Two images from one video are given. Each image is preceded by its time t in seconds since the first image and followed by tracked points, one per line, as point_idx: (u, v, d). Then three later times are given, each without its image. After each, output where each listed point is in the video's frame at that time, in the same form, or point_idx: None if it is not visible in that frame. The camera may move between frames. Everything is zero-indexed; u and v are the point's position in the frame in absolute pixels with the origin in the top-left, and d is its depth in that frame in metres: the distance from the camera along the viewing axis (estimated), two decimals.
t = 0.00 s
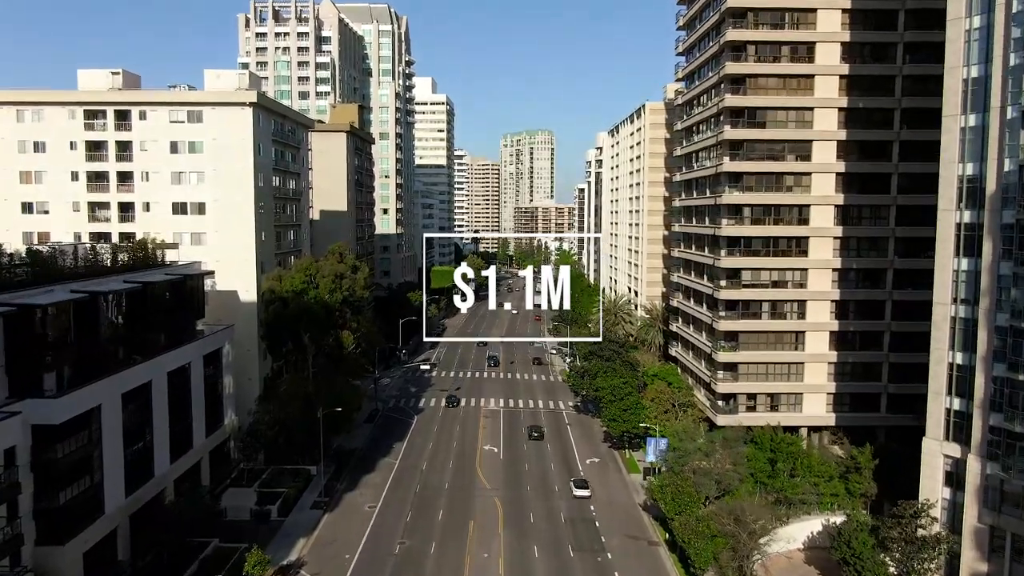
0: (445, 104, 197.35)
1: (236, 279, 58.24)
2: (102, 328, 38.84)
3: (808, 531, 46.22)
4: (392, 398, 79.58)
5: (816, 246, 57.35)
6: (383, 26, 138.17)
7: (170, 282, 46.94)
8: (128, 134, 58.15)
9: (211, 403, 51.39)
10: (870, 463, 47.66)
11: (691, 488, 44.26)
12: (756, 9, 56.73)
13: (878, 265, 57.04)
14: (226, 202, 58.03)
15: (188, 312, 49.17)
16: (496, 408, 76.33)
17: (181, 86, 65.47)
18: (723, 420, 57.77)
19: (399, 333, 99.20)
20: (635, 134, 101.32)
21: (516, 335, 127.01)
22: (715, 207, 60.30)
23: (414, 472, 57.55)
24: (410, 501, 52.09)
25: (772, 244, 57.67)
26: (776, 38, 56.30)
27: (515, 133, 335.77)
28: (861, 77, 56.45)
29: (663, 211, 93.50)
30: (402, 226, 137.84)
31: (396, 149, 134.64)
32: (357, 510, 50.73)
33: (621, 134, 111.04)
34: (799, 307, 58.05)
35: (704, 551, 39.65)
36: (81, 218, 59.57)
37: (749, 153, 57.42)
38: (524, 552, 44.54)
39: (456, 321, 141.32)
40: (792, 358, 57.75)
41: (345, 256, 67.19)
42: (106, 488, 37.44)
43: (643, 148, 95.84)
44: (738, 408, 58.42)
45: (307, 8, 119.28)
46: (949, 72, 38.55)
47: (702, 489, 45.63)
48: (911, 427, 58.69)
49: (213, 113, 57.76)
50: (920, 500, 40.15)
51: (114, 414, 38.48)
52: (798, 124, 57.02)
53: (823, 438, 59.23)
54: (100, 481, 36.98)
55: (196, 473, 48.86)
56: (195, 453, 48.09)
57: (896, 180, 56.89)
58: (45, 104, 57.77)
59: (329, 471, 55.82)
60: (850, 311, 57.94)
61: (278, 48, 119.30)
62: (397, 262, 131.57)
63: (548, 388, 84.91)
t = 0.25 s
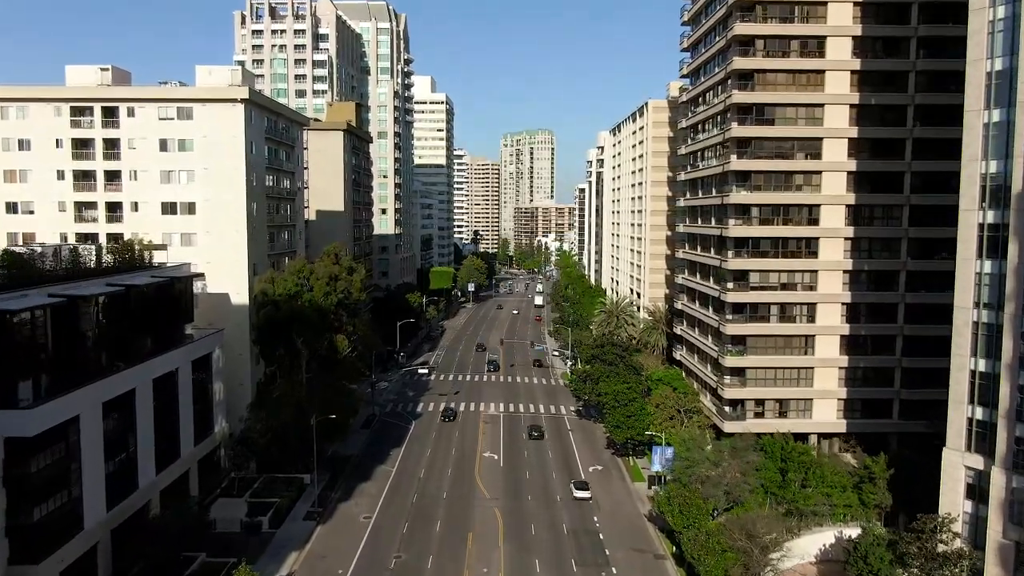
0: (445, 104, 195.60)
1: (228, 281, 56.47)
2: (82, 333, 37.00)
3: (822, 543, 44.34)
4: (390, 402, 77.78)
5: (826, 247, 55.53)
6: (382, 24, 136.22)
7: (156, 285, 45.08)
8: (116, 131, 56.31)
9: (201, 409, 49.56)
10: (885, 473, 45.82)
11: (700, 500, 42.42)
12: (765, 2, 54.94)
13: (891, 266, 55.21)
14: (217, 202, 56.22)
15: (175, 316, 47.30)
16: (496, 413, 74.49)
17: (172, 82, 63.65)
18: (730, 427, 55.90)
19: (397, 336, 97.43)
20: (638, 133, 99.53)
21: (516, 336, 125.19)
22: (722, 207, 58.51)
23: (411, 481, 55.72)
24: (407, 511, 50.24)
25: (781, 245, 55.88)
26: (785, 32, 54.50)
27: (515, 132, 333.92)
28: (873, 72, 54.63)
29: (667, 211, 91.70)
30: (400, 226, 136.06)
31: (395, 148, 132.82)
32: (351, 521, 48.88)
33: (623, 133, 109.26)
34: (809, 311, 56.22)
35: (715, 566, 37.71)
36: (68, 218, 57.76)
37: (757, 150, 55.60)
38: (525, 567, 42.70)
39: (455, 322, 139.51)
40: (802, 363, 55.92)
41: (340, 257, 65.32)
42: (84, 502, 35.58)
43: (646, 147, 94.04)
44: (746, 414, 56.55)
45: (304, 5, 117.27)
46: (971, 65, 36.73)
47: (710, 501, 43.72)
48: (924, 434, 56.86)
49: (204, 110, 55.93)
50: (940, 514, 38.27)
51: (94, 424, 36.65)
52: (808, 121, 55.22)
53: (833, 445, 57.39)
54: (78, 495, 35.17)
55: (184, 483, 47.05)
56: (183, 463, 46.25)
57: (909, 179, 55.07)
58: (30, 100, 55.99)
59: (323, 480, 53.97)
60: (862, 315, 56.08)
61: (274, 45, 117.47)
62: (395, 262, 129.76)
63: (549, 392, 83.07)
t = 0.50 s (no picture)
0: (444, 102, 194.08)
1: (219, 283, 54.64)
2: (60, 339, 35.16)
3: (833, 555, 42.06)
4: (387, 406, 75.98)
5: (837, 247, 53.68)
6: (380, 21, 134.36)
7: (142, 288, 43.20)
8: (103, 128, 54.45)
9: (190, 416, 47.69)
10: (901, 483, 43.89)
11: (709, 512, 40.54)
12: None
13: (904, 268, 53.38)
14: (208, 201, 54.38)
15: (162, 319, 45.43)
16: (496, 417, 72.63)
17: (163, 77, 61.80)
18: (738, 434, 54.05)
19: (395, 337, 95.64)
20: (640, 131, 97.69)
21: (516, 338, 123.38)
22: (729, 206, 56.69)
23: (408, 490, 53.84)
24: (403, 522, 48.38)
25: (791, 246, 54.06)
26: (795, 25, 52.65)
27: (515, 132, 332.19)
28: (887, 66, 52.78)
29: (670, 211, 89.87)
30: (399, 226, 134.24)
31: (393, 147, 130.96)
32: (346, 533, 46.99)
33: (626, 132, 107.44)
34: (819, 313, 54.39)
35: None
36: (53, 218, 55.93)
37: (766, 148, 53.76)
38: None
39: (455, 324, 137.73)
40: (812, 367, 54.09)
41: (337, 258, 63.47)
42: (61, 516, 33.67)
43: (649, 145, 92.26)
44: (754, 420, 54.70)
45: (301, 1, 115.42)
46: (995, 56, 34.88)
47: (719, 513, 41.84)
48: (939, 441, 55.03)
49: (193, 106, 54.06)
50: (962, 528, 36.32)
51: (72, 435, 34.81)
52: (819, 117, 53.39)
53: (844, 453, 55.58)
54: (55, 510, 33.30)
55: (172, 494, 45.18)
56: (171, 472, 44.37)
57: (923, 177, 53.24)
58: (14, 96, 54.17)
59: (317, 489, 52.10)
60: (874, 317, 54.26)
61: (270, 42, 115.56)
62: (394, 263, 127.94)
63: (550, 395, 81.23)
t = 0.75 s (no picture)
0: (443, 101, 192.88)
1: (209, 285, 52.78)
2: (36, 346, 33.31)
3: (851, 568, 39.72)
4: (385, 411, 74.11)
5: (849, 249, 51.82)
6: (379, 18, 132.50)
7: (126, 291, 41.32)
8: (89, 125, 52.57)
9: (177, 425, 45.81)
10: (918, 495, 41.92)
11: (719, 527, 38.61)
12: None
13: (919, 270, 51.51)
14: (197, 201, 52.53)
15: (148, 324, 43.53)
16: (495, 423, 70.71)
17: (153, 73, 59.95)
18: (747, 442, 52.17)
19: (393, 340, 93.78)
20: (643, 129, 95.89)
21: (516, 341, 121.57)
22: (737, 206, 54.83)
23: (405, 500, 51.92)
24: (400, 535, 46.46)
25: (801, 247, 52.21)
26: (807, 18, 50.79)
27: (514, 132, 330.38)
28: (901, 61, 50.93)
29: (674, 211, 88.04)
30: (397, 226, 132.41)
31: (392, 146, 129.12)
32: (339, 546, 45.07)
33: (628, 131, 105.65)
34: (830, 317, 52.51)
35: None
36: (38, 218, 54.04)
37: (776, 145, 51.87)
38: None
39: (454, 325, 135.85)
40: (823, 373, 52.23)
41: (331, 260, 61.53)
42: (34, 533, 31.74)
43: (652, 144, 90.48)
44: (763, 428, 52.82)
45: None
46: None
47: (728, 527, 39.87)
48: (954, 449, 53.15)
49: (183, 102, 52.21)
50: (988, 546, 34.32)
51: (49, 448, 32.94)
52: (830, 114, 51.55)
53: (857, 461, 53.70)
54: (28, 528, 31.43)
55: (158, 506, 43.28)
56: (156, 483, 42.49)
57: (938, 176, 51.38)
58: None
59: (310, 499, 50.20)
60: (887, 321, 52.39)
61: (267, 40, 113.68)
62: (392, 264, 126.07)
63: (551, 400, 79.36)
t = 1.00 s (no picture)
0: (442, 100, 191.53)
1: (198, 288, 50.94)
2: (9, 353, 31.45)
3: None
4: (382, 416, 72.28)
5: (862, 250, 49.98)
6: (377, 15, 130.46)
7: (108, 294, 39.51)
8: (74, 122, 50.74)
9: (164, 434, 43.96)
10: (937, 508, 39.81)
11: (730, 543, 36.68)
12: None
13: (934, 272, 49.65)
14: (186, 201, 50.69)
15: (132, 329, 41.69)
16: (495, 429, 68.81)
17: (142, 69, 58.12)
18: (756, 450, 50.32)
19: (390, 342, 91.96)
20: (646, 128, 94.00)
21: (516, 343, 119.74)
22: (745, 206, 53.00)
23: (401, 511, 50.01)
24: (395, 549, 44.57)
25: (812, 249, 50.38)
26: (818, 11, 48.96)
27: (515, 132, 328.71)
28: (916, 55, 49.05)
29: (677, 211, 86.16)
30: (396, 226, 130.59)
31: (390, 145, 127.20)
32: (332, 561, 43.19)
33: (630, 129, 103.73)
34: (842, 321, 50.67)
35: None
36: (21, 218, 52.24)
37: (786, 142, 50.03)
38: None
39: (454, 327, 134.00)
40: (835, 379, 50.39)
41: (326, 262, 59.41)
42: (5, 554, 29.78)
43: (655, 142, 88.61)
44: (772, 435, 50.97)
45: None
46: None
47: (739, 543, 37.90)
48: (970, 457, 51.35)
49: (171, 99, 50.38)
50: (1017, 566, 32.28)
51: (23, 462, 31.09)
52: (843, 110, 49.72)
53: (869, 470, 51.87)
54: None
55: (142, 520, 41.44)
56: (140, 496, 40.63)
57: (955, 175, 49.51)
58: None
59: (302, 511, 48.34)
60: (901, 325, 50.53)
61: (263, 37, 112.17)
62: (391, 265, 124.25)
63: (552, 404, 77.49)
